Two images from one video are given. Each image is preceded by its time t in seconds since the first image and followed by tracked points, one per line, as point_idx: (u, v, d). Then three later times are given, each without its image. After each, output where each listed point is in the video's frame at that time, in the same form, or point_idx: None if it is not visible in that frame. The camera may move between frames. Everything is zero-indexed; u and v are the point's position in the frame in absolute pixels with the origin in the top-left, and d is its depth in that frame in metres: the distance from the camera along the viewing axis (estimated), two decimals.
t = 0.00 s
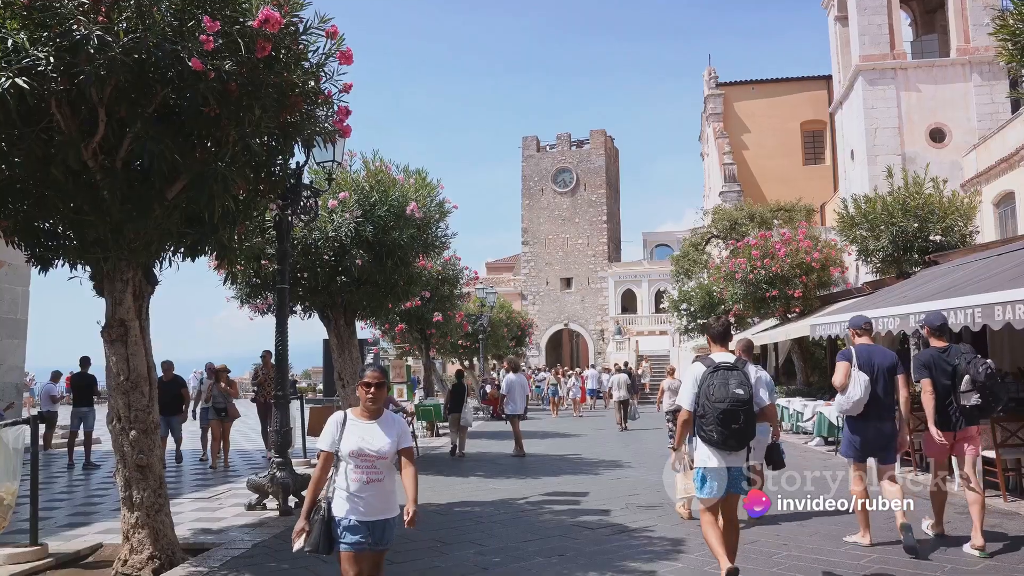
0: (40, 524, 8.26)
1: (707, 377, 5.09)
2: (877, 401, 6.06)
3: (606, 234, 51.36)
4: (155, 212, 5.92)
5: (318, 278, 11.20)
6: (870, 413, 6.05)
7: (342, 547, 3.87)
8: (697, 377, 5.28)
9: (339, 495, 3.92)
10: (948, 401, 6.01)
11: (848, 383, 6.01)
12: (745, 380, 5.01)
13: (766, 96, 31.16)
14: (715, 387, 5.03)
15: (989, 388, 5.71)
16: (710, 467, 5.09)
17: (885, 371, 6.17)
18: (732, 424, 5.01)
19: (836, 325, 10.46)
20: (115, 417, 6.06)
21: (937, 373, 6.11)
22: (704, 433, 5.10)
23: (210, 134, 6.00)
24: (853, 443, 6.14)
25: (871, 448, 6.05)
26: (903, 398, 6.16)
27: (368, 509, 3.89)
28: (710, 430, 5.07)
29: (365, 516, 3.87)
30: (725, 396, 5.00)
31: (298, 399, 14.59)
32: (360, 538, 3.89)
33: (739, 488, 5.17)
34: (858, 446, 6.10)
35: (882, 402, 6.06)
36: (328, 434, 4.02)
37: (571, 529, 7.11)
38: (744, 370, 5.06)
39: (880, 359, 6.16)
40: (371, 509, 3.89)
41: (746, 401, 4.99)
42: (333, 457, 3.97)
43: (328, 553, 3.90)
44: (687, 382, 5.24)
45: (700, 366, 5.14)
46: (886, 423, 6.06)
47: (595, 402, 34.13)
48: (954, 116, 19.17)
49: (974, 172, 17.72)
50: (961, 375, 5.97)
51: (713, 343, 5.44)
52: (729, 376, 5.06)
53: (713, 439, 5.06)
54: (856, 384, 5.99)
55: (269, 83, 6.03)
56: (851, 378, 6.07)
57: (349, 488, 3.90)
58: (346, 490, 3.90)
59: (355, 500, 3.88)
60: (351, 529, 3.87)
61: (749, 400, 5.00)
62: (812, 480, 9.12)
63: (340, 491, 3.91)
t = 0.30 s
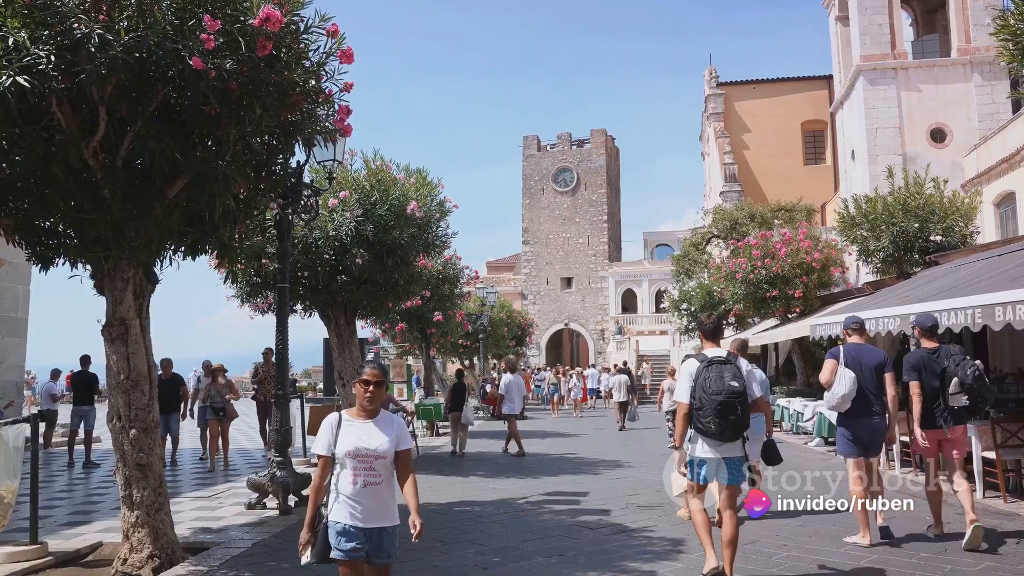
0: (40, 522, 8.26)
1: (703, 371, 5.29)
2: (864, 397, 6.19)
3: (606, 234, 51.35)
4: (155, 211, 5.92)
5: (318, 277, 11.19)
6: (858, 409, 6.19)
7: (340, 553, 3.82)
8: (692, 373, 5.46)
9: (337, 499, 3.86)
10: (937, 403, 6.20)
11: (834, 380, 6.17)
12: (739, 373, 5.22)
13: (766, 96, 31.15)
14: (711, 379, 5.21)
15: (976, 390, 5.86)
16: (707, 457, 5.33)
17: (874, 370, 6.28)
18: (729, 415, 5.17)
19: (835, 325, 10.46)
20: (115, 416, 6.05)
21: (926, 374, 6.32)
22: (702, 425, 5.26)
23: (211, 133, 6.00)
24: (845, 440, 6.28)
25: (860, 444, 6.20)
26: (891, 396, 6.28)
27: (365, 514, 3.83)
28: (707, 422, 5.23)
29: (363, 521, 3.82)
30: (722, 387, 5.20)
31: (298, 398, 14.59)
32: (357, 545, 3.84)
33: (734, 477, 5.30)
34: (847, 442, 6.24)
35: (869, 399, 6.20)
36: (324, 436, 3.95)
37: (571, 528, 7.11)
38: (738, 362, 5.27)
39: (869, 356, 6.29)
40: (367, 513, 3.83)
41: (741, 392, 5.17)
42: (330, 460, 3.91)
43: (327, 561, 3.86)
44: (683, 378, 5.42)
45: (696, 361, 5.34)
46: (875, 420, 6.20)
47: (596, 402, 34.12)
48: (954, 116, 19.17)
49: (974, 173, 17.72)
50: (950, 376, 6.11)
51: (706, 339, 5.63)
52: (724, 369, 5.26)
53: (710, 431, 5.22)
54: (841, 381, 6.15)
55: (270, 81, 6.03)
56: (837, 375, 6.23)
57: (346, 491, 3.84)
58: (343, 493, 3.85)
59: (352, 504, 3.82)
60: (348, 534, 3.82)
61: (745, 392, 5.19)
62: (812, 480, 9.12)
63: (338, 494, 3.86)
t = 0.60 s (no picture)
0: (39, 527, 8.25)
1: (695, 377, 5.34)
2: (853, 401, 6.30)
3: (605, 238, 51.37)
4: (154, 215, 5.95)
5: (318, 281, 11.20)
6: (849, 412, 6.31)
7: (338, 560, 3.81)
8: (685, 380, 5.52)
9: (334, 502, 3.84)
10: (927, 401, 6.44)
11: (824, 386, 6.29)
12: (731, 377, 5.28)
13: (765, 100, 31.21)
14: (704, 384, 5.28)
15: (968, 389, 6.12)
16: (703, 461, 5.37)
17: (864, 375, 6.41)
18: (723, 418, 5.23)
19: (834, 329, 10.48)
20: (115, 420, 6.05)
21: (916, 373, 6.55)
22: (697, 429, 5.32)
23: (210, 137, 6.02)
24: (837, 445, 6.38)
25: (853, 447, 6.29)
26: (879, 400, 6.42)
27: (363, 518, 3.81)
28: (703, 426, 5.28)
29: (360, 526, 3.80)
30: (715, 392, 5.26)
31: (297, 402, 14.58)
32: (356, 550, 3.83)
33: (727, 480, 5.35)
34: (841, 445, 6.35)
35: (860, 403, 6.31)
36: (321, 437, 3.93)
37: (571, 532, 7.11)
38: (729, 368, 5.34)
39: (859, 362, 6.45)
40: (365, 518, 3.82)
41: (734, 396, 5.24)
42: (326, 461, 3.90)
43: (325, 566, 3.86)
44: (676, 385, 5.48)
45: (688, 368, 5.39)
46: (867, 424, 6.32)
47: (596, 406, 34.10)
48: (953, 119, 19.20)
49: (973, 176, 17.75)
50: (941, 375, 6.36)
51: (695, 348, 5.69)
52: (716, 375, 5.33)
53: (706, 434, 5.27)
54: (831, 386, 6.28)
55: (269, 86, 6.05)
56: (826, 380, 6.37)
57: (343, 495, 3.82)
58: (340, 497, 3.83)
59: (350, 508, 3.81)
60: (348, 540, 3.80)
61: (737, 395, 5.25)
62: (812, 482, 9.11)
63: (335, 498, 3.83)
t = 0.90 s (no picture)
0: (40, 523, 8.27)
1: (687, 381, 5.52)
2: (847, 401, 6.38)
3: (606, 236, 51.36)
4: (154, 213, 5.96)
5: (318, 278, 11.19)
6: (843, 412, 6.39)
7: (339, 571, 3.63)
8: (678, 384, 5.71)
9: (333, 510, 3.68)
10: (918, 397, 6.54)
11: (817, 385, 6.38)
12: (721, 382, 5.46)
13: (766, 98, 31.18)
14: (695, 388, 5.46)
15: (960, 387, 6.21)
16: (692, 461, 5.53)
17: (859, 376, 6.48)
18: (712, 421, 5.41)
19: (834, 327, 10.49)
20: (115, 418, 6.05)
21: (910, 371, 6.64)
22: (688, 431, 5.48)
23: (210, 135, 6.03)
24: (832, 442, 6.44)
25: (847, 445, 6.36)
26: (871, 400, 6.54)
27: (366, 526, 3.65)
28: (693, 428, 5.46)
29: (363, 535, 3.64)
30: (705, 396, 5.44)
31: (298, 399, 14.60)
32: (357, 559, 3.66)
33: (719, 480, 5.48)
34: (834, 444, 6.42)
35: (854, 404, 6.38)
36: (320, 440, 3.74)
37: (571, 530, 7.12)
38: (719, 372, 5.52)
39: (851, 361, 6.53)
40: (369, 526, 3.65)
41: (723, 399, 5.41)
42: (325, 465, 3.71)
43: None
44: (669, 389, 5.67)
45: (680, 372, 5.56)
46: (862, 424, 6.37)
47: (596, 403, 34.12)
48: (954, 117, 19.18)
49: (974, 174, 17.74)
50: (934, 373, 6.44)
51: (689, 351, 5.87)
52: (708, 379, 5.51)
53: (696, 436, 5.45)
54: (826, 386, 6.38)
55: (270, 83, 6.04)
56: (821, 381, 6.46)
57: (342, 503, 3.66)
58: (339, 505, 3.66)
59: (351, 518, 3.65)
60: (349, 550, 3.64)
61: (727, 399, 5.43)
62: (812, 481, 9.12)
63: (336, 506, 3.66)
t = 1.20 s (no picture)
0: (42, 519, 8.28)
1: (681, 373, 5.88)
2: (844, 392, 6.44)
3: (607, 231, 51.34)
4: (156, 208, 5.96)
5: (319, 274, 11.19)
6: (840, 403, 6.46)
7: None
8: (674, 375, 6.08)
9: (340, 519, 3.50)
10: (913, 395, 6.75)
11: (814, 376, 6.44)
12: (713, 374, 5.80)
13: (767, 92, 31.12)
14: (687, 380, 5.82)
15: (956, 385, 6.40)
16: (680, 448, 5.90)
17: (856, 368, 6.55)
18: (702, 412, 5.76)
19: (835, 321, 10.50)
20: (116, 413, 6.05)
21: (906, 368, 6.80)
22: (679, 421, 5.83)
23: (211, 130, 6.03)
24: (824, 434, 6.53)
25: (843, 437, 6.45)
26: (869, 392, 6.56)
27: (373, 537, 3.47)
28: (683, 418, 5.82)
29: (371, 545, 3.46)
30: (696, 388, 5.79)
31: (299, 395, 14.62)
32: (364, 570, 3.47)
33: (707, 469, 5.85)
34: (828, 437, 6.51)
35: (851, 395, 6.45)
36: (327, 444, 3.57)
37: (573, 525, 7.12)
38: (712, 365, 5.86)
39: (850, 353, 6.58)
40: (376, 537, 3.47)
41: (713, 392, 5.76)
42: (332, 471, 3.53)
43: None
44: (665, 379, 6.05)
45: (675, 363, 5.90)
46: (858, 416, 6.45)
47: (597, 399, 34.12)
48: (956, 112, 19.13)
49: (976, 169, 17.70)
50: (930, 372, 6.61)
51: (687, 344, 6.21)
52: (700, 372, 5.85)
53: (686, 425, 5.82)
54: (824, 377, 6.45)
55: (271, 79, 6.02)
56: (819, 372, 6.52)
57: (350, 511, 3.49)
58: (347, 514, 3.49)
59: (358, 526, 3.47)
60: (356, 561, 3.46)
61: (717, 392, 5.76)
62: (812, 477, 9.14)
63: (344, 514, 3.48)
